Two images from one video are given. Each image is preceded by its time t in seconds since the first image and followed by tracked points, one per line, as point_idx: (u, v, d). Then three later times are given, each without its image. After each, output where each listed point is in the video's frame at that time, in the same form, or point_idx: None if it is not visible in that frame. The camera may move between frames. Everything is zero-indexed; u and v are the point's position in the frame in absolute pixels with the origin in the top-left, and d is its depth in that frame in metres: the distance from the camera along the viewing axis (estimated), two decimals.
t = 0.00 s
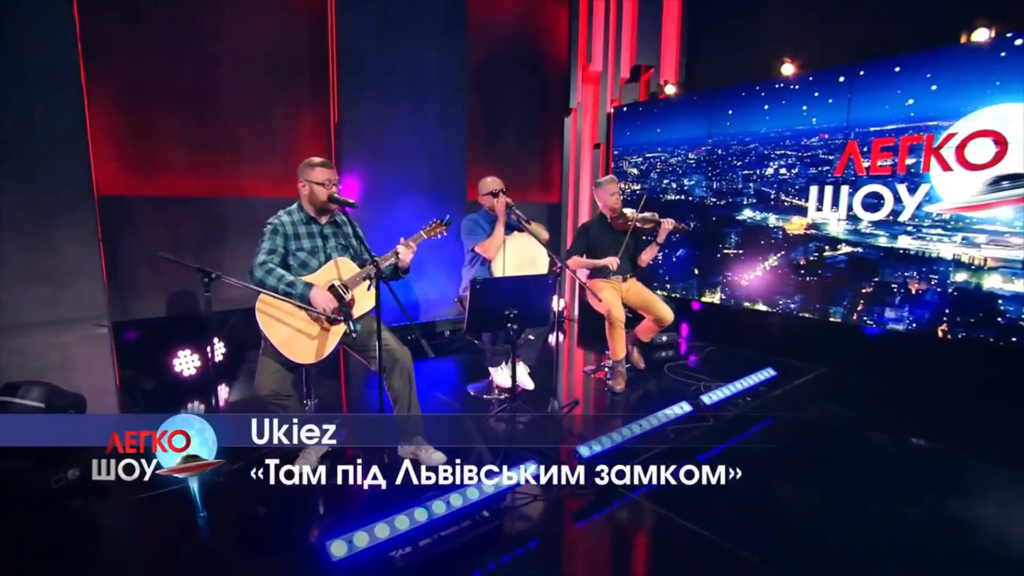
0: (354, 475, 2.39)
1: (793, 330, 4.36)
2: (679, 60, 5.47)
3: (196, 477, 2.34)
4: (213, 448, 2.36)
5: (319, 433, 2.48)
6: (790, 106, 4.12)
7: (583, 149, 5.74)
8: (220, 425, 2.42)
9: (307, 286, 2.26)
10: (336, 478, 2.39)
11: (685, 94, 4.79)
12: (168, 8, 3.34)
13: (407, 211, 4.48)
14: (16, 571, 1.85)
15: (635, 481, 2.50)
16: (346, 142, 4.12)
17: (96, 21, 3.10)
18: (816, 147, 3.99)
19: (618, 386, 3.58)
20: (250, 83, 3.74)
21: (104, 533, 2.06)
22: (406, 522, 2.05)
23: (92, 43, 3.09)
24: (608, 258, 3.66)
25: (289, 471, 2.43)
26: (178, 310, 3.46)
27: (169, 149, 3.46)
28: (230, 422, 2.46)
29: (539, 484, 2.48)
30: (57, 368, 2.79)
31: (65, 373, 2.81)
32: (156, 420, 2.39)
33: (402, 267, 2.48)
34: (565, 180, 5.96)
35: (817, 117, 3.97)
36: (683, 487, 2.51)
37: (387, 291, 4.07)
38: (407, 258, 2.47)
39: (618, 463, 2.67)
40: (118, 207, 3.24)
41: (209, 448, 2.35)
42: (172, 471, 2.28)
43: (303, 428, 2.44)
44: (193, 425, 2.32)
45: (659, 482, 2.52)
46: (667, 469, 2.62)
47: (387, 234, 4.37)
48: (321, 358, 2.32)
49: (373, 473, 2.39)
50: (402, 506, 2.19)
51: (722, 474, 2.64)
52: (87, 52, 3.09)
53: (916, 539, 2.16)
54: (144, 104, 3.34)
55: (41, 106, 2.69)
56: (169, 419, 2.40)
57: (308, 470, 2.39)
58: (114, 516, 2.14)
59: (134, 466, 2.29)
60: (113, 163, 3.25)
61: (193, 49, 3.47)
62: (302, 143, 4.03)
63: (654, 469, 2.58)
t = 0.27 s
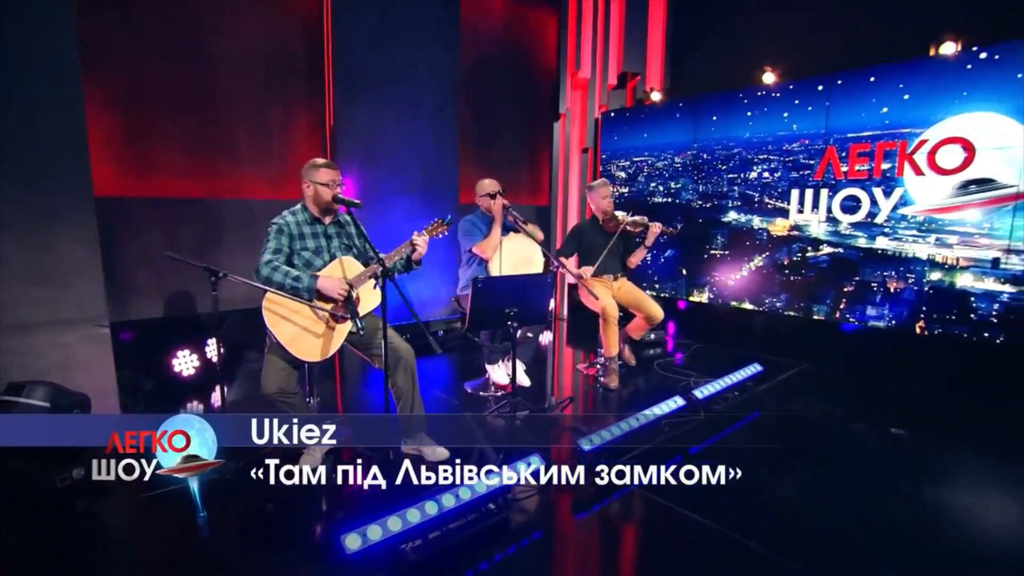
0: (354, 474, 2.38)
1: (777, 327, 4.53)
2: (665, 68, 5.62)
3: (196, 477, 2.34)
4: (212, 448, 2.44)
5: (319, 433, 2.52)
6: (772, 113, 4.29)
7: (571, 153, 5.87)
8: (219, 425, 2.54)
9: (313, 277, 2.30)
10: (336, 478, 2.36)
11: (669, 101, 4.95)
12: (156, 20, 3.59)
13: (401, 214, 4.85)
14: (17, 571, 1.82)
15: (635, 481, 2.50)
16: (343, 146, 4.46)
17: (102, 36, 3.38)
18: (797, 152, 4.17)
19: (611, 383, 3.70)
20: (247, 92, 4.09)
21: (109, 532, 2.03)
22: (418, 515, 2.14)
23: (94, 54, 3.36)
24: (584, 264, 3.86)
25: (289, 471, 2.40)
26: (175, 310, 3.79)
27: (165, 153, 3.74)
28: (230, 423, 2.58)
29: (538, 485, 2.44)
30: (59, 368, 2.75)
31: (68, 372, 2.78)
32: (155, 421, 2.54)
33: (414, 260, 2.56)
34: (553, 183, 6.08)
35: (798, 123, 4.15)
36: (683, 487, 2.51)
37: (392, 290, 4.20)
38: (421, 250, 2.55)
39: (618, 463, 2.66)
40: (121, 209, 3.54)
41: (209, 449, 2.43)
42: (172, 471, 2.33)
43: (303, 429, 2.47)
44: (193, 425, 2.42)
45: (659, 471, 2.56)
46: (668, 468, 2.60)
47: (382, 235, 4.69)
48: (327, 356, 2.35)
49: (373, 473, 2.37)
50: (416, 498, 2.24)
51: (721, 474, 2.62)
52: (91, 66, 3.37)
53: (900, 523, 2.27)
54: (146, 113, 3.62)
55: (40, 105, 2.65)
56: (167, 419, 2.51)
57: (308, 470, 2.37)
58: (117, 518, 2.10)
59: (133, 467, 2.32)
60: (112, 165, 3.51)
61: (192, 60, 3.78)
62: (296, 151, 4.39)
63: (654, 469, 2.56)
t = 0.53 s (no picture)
0: (354, 475, 2.38)
1: (763, 326, 4.64)
2: (653, 72, 5.71)
3: (196, 477, 2.34)
4: (212, 448, 2.42)
5: (319, 433, 2.53)
6: (759, 116, 4.40)
7: (561, 154, 5.95)
8: (218, 426, 2.54)
9: (313, 277, 2.30)
10: (337, 478, 2.37)
11: (658, 106, 5.04)
12: (153, 30, 3.74)
13: (395, 214, 4.88)
14: (16, 571, 1.81)
15: (635, 481, 2.51)
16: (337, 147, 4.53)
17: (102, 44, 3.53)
18: (782, 155, 4.28)
19: (606, 382, 3.78)
20: (243, 95, 4.24)
21: (109, 533, 2.02)
22: (424, 511, 2.17)
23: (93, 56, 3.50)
24: (577, 259, 3.91)
25: (289, 472, 2.40)
26: (168, 310, 3.93)
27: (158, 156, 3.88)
28: (229, 423, 2.58)
29: (538, 485, 2.45)
30: (55, 368, 2.86)
31: (65, 371, 2.90)
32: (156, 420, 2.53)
33: (413, 259, 2.58)
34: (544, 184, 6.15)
35: (783, 127, 4.26)
36: (683, 487, 2.53)
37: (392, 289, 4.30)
38: (420, 249, 2.58)
39: (618, 463, 2.68)
40: (120, 208, 3.67)
41: (209, 448, 2.41)
42: (172, 471, 2.33)
43: (303, 429, 2.48)
44: (193, 425, 2.39)
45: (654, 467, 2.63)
46: (667, 469, 2.62)
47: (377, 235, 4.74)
48: (328, 354, 2.36)
49: (374, 473, 2.38)
50: (421, 495, 2.27)
51: (722, 474, 2.64)
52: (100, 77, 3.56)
53: (884, 512, 2.35)
54: (144, 118, 3.77)
55: (38, 105, 2.71)
56: (166, 418, 2.51)
57: (308, 470, 2.38)
58: (116, 519, 2.09)
59: (133, 467, 2.35)
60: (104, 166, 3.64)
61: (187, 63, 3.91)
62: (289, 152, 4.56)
63: (654, 469, 2.57)
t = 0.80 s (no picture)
0: (354, 475, 2.36)
1: (752, 323, 4.71)
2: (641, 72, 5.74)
3: (196, 477, 2.32)
4: (212, 448, 2.41)
5: (319, 433, 2.52)
6: (747, 117, 4.46)
7: (551, 154, 5.96)
8: (219, 426, 2.50)
9: (310, 278, 2.28)
10: (337, 478, 2.35)
11: (647, 107, 5.08)
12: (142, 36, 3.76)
13: (385, 213, 4.85)
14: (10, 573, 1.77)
15: (635, 481, 2.51)
16: (327, 146, 4.54)
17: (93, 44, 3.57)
18: (770, 155, 4.35)
19: (602, 380, 3.81)
20: (230, 96, 4.25)
21: (102, 540, 1.97)
22: (427, 510, 2.17)
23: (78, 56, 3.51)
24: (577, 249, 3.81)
25: (289, 471, 2.38)
26: (154, 310, 3.87)
27: (142, 155, 3.85)
28: (229, 424, 2.53)
29: (539, 485, 2.44)
30: (42, 367, 2.74)
31: (51, 372, 2.76)
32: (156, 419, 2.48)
33: (410, 257, 2.57)
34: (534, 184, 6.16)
35: (771, 127, 4.33)
36: (683, 487, 2.51)
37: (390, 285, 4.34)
38: (416, 248, 2.56)
39: (619, 463, 2.67)
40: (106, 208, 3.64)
41: (209, 449, 2.40)
42: (172, 471, 2.31)
43: (303, 428, 2.47)
44: (193, 425, 2.39)
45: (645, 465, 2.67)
46: (667, 469, 2.61)
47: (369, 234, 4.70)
48: (325, 354, 2.33)
49: (374, 473, 2.36)
50: (423, 494, 2.26)
51: (722, 474, 2.63)
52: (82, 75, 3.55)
53: (873, 502, 2.42)
54: (127, 115, 3.76)
55: (40, 106, 2.80)
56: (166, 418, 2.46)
57: (308, 470, 2.36)
58: (109, 524, 2.05)
59: (133, 467, 2.32)
60: (87, 165, 3.60)
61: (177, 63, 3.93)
62: (276, 153, 4.56)
63: (654, 469, 2.57)
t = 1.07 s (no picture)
0: (354, 474, 2.33)
1: (741, 321, 4.77)
2: (630, 71, 5.76)
3: (196, 477, 2.30)
4: (213, 448, 2.42)
5: (318, 433, 2.52)
6: (736, 117, 4.50)
7: (540, 152, 5.95)
8: (218, 427, 2.52)
9: (305, 273, 2.24)
10: (337, 478, 2.32)
11: (636, 106, 5.10)
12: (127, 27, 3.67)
13: (375, 212, 4.80)
14: None
15: (635, 481, 2.49)
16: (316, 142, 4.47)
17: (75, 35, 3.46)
18: (759, 154, 4.40)
19: (593, 378, 3.83)
20: (217, 92, 4.18)
21: (97, 542, 1.91)
22: (428, 509, 2.14)
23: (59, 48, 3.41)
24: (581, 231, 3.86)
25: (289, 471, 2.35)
26: (136, 310, 3.77)
27: (125, 150, 3.75)
28: (228, 424, 2.56)
29: (539, 484, 2.42)
30: (26, 370, 2.67)
31: (33, 372, 2.70)
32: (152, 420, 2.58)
33: (408, 250, 2.62)
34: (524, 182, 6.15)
35: (759, 127, 4.38)
36: (683, 487, 2.49)
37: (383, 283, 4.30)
38: (415, 241, 2.63)
39: (619, 463, 2.65)
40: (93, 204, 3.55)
41: (209, 449, 2.42)
42: (172, 472, 2.30)
43: (303, 429, 2.45)
44: (193, 425, 2.43)
45: (640, 463, 2.68)
46: (667, 469, 2.59)
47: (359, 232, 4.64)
48: (320, 351, 2.29)
49: (374, 473, 2.33)
50: (425, 493, 2.24)
51: (722, 474, 2.61)
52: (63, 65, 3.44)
53: (864, 494, 2.46)
54: (113, 111, 3.67)
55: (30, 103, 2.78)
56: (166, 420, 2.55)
57: (308, 470, 2.32)
58: (105, 526, 2.00)
59: (132, 468, 2.32)
60: (66, 160, 3.49)
61: (160, 58, 3.84)
62: (263, 151, 4.49)
63: (654, 469, 2.56)
